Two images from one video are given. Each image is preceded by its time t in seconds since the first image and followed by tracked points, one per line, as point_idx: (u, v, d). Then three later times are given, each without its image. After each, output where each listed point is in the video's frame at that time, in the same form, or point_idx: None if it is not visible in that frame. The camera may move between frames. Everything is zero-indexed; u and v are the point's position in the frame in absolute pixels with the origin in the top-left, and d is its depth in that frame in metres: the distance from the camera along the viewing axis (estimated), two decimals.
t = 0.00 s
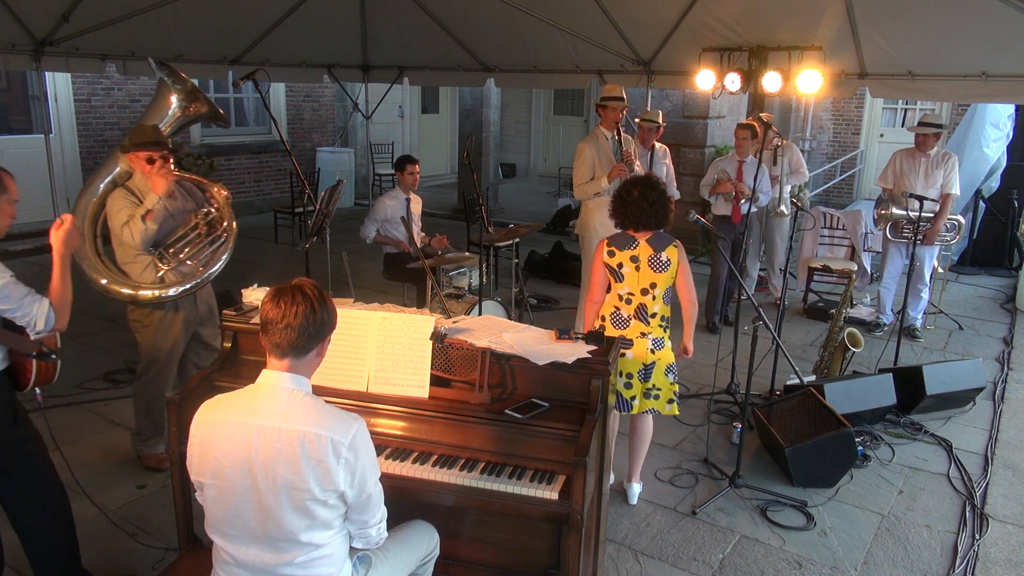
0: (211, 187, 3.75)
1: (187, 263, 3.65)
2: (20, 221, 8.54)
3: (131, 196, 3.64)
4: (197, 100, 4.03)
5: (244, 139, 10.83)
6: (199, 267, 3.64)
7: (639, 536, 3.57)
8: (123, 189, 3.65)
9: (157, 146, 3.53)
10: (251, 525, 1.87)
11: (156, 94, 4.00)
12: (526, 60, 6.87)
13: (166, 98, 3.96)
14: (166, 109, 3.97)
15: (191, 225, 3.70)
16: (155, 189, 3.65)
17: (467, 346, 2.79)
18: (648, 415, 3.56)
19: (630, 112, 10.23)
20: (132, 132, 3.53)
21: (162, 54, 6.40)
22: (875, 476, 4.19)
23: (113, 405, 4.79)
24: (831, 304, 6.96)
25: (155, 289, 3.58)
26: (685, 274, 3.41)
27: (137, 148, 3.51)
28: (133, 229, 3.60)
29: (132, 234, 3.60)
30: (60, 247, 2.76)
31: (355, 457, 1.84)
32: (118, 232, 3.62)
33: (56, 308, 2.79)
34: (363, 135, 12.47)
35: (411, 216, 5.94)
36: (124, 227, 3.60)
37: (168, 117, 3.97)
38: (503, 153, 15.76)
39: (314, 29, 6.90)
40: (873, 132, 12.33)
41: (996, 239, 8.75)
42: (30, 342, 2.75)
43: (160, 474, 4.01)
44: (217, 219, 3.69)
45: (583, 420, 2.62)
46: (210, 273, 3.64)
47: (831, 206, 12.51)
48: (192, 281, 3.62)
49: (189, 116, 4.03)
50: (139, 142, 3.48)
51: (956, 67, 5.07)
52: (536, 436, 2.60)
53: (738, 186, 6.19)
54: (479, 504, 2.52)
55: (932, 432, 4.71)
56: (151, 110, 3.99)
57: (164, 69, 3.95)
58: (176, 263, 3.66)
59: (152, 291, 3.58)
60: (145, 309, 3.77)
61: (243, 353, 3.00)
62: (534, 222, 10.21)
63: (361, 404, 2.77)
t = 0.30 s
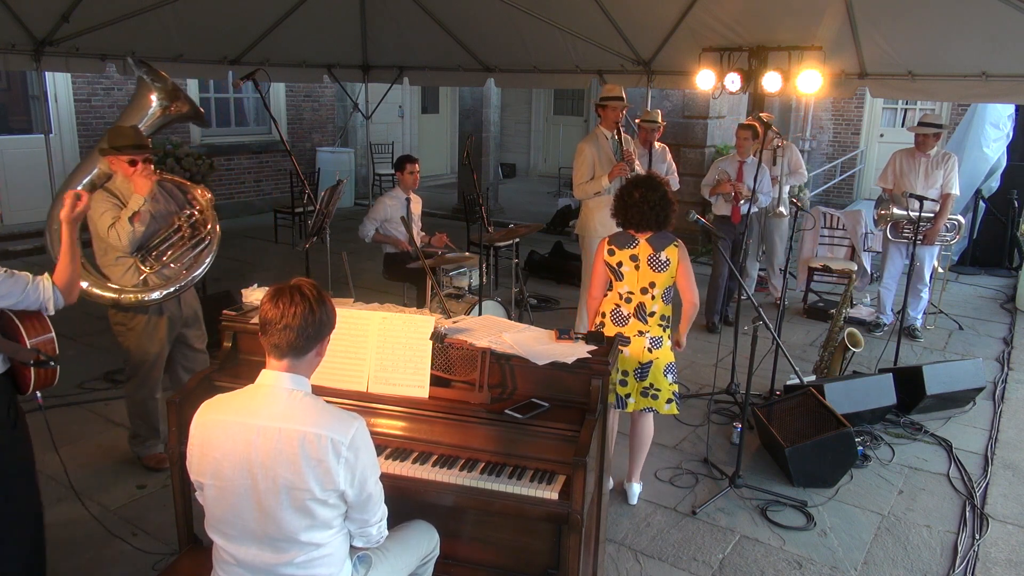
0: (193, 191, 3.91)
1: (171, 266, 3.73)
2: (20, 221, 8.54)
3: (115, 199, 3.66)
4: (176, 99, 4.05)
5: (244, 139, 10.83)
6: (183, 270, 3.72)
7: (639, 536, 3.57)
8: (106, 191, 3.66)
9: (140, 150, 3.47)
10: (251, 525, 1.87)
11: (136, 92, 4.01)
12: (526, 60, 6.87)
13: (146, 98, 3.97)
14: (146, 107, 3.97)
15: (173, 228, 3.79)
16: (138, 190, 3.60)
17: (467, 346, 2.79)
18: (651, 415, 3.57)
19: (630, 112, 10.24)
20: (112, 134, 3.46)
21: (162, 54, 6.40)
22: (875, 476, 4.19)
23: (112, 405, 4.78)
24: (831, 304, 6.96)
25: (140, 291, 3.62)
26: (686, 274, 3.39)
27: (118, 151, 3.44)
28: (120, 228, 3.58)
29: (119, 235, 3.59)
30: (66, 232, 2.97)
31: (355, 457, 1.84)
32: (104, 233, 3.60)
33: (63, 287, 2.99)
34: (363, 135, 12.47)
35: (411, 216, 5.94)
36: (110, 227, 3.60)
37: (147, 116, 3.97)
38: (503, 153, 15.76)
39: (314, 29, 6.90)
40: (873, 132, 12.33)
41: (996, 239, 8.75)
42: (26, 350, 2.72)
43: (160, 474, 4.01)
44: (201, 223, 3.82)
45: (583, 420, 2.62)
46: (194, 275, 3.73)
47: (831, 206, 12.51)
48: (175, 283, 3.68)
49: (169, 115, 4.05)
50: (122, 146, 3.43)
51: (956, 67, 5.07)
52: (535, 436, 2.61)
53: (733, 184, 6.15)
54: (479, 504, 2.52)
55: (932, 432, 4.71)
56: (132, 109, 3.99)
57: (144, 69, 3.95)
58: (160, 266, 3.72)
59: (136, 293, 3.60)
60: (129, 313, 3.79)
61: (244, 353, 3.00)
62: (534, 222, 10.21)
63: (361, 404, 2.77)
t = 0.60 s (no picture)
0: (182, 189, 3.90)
1: (166, 268, 3.76)
2: (20, 221, 8.54)
3: (105, 204, 3.65)
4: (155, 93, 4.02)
5: (244, 139, 10.83)
6: (180, 270, 3.76)
7: (639, 536, 3.57)
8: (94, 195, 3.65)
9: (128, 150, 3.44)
10: (251, 525, 1.87)
11: (110, 89, 3.96)
12: (526, 60, 6.87)
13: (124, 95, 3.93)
14: (125, 103, 3.94)
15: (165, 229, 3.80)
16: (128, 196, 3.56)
17: (467, 346, 2.79)
18: (649, 411, 3.57)
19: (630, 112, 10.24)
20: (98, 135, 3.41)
21: (162, 55, 6.40)
22: (875, 476, 4.19)
23: (112, 405, 4.78)
24: (831, 304, 6.96)
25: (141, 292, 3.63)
26: (684, 273, 3.39)
27: (108, 154, 3.39)
28: (120, 232, 3.60)
29: (119, 242, 3.60)
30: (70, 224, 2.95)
31: (354, 457, 1.84)
32: (100, 239, 3.60)
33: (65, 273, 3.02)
34: (362, 135, 12.47)
35: (411, 216, 5.94)
36: (108, 233, 3.60)
37: (127, 112, 3.94)
38: (503, 153, 15.76)
39: (314, 29, 6.90)
40: (873, 132, 12.34)
41: (996, 239, 8.75)
42: (32, 352, 2.70)
43: (160, 474, 4.01)
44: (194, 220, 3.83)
45: (583, 420, 2.62)
46: (192, 274, 3.76)
47: (831, 206, 12.51)
48: (177, 283, 3.71)
49: (149, 110, 4.02)
50: (115, 147, 3.39)
51: (956, 67, 5.07)
52: (535, 436, 2.61)
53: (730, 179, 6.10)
54: (479, 505, 2.52)
55: (932, 432, 4.71)
56: (109, 105, 3.95)
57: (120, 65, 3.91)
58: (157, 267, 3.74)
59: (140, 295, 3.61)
60: (126, 317, 3.79)
61: (244, 353, 3.00)
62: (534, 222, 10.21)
63: (361, 404, 2.77)
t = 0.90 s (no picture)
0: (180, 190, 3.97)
1: (170, 269, 3.82)
2: (20, 220, 8.54)
3: (102, 211, 3.55)
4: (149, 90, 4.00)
5: (244, 139, 10.83)
6: (183, 269, 3.83)
7: (639, 536, 3.57)
8: (91, 199, 3.55)
9: (128, 149, 3.51)
10: (250, 525, 1.87)
11: (102, 87, 3.97)
12: (526, 60, 6.87)
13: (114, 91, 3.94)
14: (119, 100, 3.96)
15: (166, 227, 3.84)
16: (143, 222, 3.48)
17: (467, 346, 2.79)
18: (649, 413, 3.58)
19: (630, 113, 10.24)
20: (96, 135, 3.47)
21: (162, 54, 6.40)
22: (875, 476, 4.20)
23: (112, 405, 4.78)
24: (831, 304, 6.96)
25: (144, 295, 3.68)
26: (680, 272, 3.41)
27: (109, 153, 3.46)
28: (117, 252, 3.54)
29: (115, 258, 3.55)
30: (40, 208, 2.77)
31: (355, 458, 1.84)
32: (97, 253, 3.56)
33: (60, 260, 2.93)
34: (363, 135, 12.48)
35: (411, 216, 5.93)
36: (105, 248, 3.55)
37: (121, 109, 3.96)
38: (503, 153, 15.76)
39: (314, 29, 6.90)
40: (873, 132, 12.35)
41: (996, 240, 8.75)
42: (32, 352, 2.70)
43: (161, 473, 4.01)
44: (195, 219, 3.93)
45: (583, 420, 2.62)
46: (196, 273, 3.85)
47: (831, 206, 12.51)
48: (182, 283, 3.78)
49: (142, 106, 4.01)
50: (116, 145, 3.46)
51: (956, 67, 5.06)
52: (535, 436, 2.61)
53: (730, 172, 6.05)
54: (479, 504, 2.52)
55: (932, 432, 4.71)
56: (102, 102, 3.96)
57: (111, 63, 3.93)
58: (159, 268, 3.78)
59: (144, 297, 3.66)
60: (129, 318, 3.77)
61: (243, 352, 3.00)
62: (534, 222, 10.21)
63: (361, 404, 2.76)
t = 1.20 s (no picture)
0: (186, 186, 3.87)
1: (177, 267, 3.81)
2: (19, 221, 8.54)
3: (109, 211, 3.58)
4: (155, 89, 4.00)
5: (244, 139, 10.83)
6: (190, 268, 3.83)
7: (639, 536, 3.57)
8: (98, 198, 3.59)
9: (133, 147, 3.51)
10: (250, 525, 1.87)
11: (107, 88, 3.95)
12: (526, 60, 6.87)
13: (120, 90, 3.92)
14: (125, 98, 3.94)
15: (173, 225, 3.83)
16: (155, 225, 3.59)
17: (467, 346, 2.79)
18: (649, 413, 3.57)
19: (630, 113, 10.24)
20: (101, 132, 3.47)
21: (162, 54, 6.40)
22: (875, 476, 4.19)
23: (112, 405, 4.78)
24: (831, 304, 6.96)
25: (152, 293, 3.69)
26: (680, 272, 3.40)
27: (114, 151, 3.47)
28: (125, 252, 3.58)
29: (122, 257, 3.58)
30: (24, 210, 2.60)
31: (355, 459, 1.84)
32: (104, 253, 3.58)
33: (57, 254, 2.70)
34: (363, 135, 12.48)
35: (411, 216, 5.93)
36: (113, 248, 3.58)
37: (129, 110, 3.94)
38: (503, 153, 15.76)
39: (314, 30, 6.90)
40: (873, 132, 12.35)
41: (996, 240, 8.75)
42: (28, 355, 2.69)
43: (160, 473, 4.01)
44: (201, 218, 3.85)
45: (582, 420, 2.62)
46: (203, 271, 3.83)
47: (831, 206, 12.51)
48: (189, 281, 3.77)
49: (149, 105, 4.00)
50: (122, 143, 3.47)
51: (956, 67, 5.06)
52: (535, 436, 2.61)
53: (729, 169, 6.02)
54: (479, 504, 2.53)
55: (932, 432, 4.71)
56: (107, 102, 3.95)
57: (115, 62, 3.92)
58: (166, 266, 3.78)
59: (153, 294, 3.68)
60: (137, 316, 3.78)
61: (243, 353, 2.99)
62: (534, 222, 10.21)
63: (361, 404, 2.76)
